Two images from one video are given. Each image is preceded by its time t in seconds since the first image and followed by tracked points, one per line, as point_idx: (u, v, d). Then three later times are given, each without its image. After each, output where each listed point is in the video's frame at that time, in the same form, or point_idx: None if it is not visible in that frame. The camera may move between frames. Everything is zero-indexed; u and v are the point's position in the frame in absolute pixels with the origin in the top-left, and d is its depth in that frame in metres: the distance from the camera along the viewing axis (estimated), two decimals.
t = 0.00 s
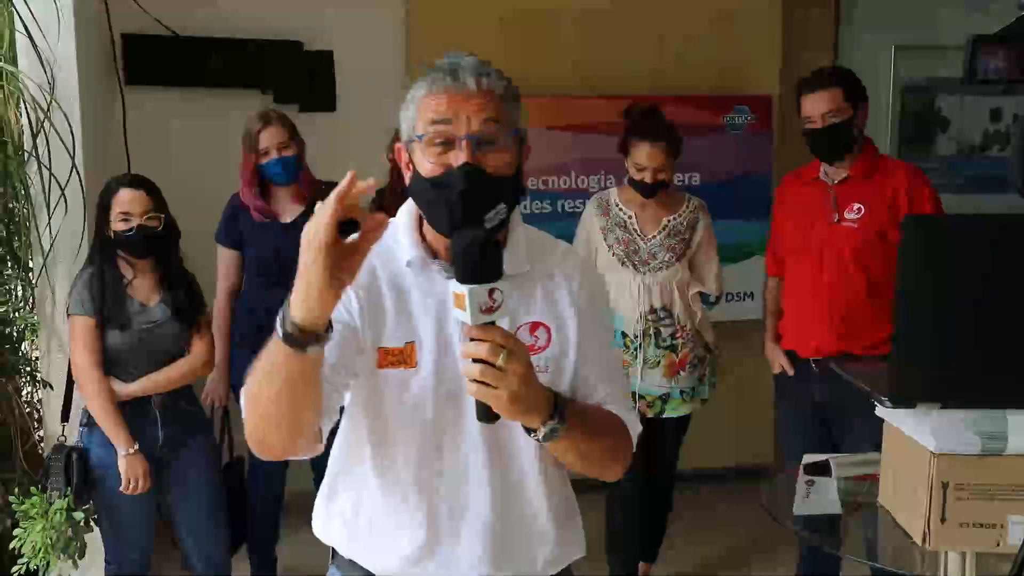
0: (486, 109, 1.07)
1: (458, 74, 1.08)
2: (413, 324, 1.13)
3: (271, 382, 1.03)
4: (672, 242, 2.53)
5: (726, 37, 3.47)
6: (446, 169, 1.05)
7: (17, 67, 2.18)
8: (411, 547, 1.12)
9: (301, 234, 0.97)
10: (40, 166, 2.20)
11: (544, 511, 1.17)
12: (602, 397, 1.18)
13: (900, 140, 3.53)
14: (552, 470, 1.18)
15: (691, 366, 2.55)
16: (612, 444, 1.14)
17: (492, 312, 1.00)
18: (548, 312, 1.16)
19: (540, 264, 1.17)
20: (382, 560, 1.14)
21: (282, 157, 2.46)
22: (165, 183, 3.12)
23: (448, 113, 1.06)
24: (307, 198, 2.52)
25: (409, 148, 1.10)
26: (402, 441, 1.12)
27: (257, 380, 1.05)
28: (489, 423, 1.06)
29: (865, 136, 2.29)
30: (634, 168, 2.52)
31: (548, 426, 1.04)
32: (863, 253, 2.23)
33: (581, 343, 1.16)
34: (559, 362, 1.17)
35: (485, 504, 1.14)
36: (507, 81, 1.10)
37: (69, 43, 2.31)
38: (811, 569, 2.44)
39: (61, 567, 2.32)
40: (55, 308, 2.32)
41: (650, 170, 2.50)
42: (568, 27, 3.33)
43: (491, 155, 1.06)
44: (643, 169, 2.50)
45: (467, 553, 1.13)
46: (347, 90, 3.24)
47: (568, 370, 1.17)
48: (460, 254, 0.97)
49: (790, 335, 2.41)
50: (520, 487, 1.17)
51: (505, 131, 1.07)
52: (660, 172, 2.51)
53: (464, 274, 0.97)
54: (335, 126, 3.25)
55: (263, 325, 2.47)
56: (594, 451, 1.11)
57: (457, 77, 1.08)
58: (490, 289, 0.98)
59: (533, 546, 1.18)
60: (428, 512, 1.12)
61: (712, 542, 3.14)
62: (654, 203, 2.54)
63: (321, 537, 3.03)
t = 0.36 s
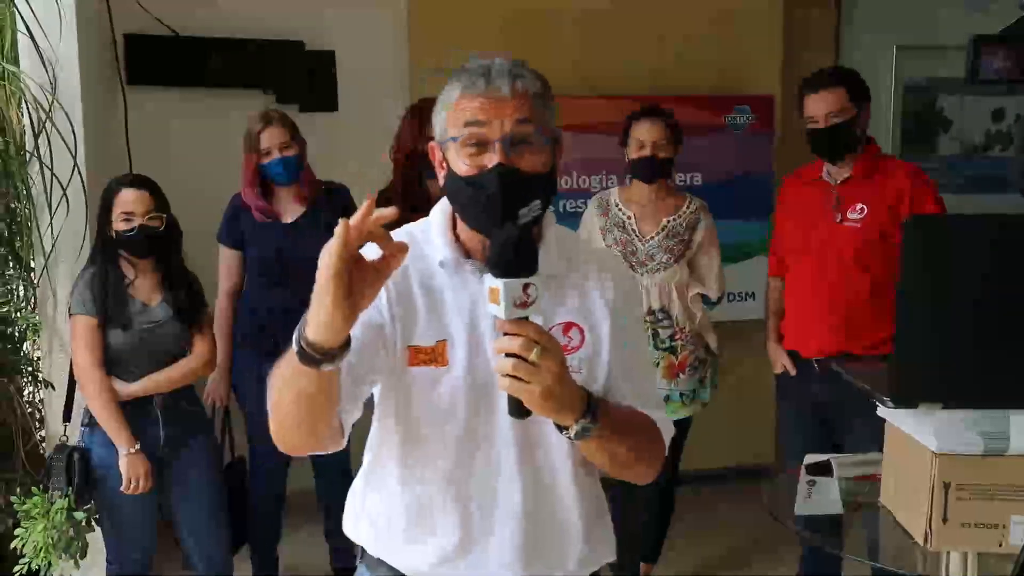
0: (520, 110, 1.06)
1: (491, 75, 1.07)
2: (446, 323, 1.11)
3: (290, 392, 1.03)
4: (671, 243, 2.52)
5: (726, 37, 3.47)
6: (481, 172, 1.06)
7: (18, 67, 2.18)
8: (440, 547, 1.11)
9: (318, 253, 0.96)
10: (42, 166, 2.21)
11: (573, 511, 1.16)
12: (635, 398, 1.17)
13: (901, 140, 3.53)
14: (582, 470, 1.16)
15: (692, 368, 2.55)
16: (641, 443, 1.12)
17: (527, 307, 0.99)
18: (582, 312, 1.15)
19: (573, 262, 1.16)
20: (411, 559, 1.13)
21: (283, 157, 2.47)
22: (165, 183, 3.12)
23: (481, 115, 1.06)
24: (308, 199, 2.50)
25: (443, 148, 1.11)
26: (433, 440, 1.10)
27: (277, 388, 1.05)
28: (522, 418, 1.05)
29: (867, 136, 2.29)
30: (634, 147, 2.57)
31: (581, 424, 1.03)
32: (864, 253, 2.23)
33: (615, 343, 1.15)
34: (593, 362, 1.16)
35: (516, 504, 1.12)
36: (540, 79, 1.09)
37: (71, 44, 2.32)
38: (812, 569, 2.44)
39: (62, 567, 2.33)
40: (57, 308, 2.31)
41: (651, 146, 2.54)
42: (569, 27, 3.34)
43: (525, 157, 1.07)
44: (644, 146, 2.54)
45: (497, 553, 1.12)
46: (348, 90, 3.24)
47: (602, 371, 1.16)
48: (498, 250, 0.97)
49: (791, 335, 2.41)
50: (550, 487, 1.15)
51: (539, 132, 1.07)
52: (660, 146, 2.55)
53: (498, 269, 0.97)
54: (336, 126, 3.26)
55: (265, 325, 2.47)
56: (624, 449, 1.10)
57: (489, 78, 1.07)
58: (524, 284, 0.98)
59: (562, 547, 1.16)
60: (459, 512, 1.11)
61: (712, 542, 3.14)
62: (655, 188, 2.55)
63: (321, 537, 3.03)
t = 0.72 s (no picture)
0: (538, 111, 1.06)
1: (510, 76, 1.08)
2: (466, 323, 1.11)
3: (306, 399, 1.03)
4: (671, 245, 2.52)
5: (725, 37, 3.47)
6: (500, 173, 1.06)
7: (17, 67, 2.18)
8: (461, 545, 1.11)
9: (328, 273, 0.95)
10: (42, 167, 2.22)
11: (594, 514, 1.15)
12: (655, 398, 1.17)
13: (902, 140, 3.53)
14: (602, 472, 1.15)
15: (694, 367, 2.56)
16: (660, 444, 1.11)
17: (547, 304, 0.98)
18: (603, 312, 1.15)
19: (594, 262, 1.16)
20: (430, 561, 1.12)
21: (284, 157, 2.46)
22: (165, 184, 3.12)
23: (499, 117, 1.06)
24: (309, 199, 2.51)
25: (462, 149, 1.11)
26: (453, 440, 1.10)
27: (294, 395, 1.05)
28: (540, 416, 1.05)
29: (868, 136, 2.28)
30: (634, 145, 2.58)
31: (599, 422, 1.03)
32: (865, 253, 2.23)
33: (635, 343, 1.15)
34: (613, 362, 1.15)
35: (534, 505, 1.11)
36: (558, 81, 1.09)
37: (71, 43, 2.31)
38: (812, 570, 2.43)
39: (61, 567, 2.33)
40: (57, 308, 2.30)
41: (651, 142, 2.55)
42: (569, 27, 3.34)
43: (543, 158, 1.06)
44: (643, 143, 2.56)
45: (515, 554, 1.12)
46: (348, 89, 3.24)
47: (622, 372, 1.15)
48: (515, 246, 0.98)
49: (792, 335, 2.41)
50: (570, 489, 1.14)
51: (558, 133, 1.07)
52: (660, 142, 2.57)
53: (517, 266, 0.98)
54: (335, 126, 3.25)
55: (265, 326, 2.47)
56: (641, 450, 1.09)
57: (508, 79, 1.08)
58: (544, 280, 0.98)
59: (582, 550, 1.15)
60: (478, 511, 1.10)
61: (712, 542, 3.13)
62: (655, 186, 2.55)
63: (321, 538, 3.02)
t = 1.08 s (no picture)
0: (547, 110, 1.06)
1: (518, 75, 1.07)
2: (472, 320, 1.11)
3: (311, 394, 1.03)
4: (674, 245, 2.52)
5: (726, 37, 3.46)
6: (510, 172, 1.07)
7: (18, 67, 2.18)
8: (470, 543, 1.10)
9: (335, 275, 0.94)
10: (42, 167, 2.18)
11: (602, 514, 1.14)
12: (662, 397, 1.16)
13: (903, 140, 3.53)
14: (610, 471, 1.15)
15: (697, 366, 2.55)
16: (666, 444, 1.11)
17: (554, 301, 0.98)
18: (611, 309, 1.15)
19: (600, 260, 1.16)
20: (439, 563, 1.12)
21: (285, 158, 2.46)
22: (165, 184, 3.12)
23: (508, 115, 1.06)
24: (310, 200, 2.51)
25: (471, 148, 1.11)
26: (459, 438, 1.10)
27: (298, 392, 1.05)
28: (544, 414, 1.05)
29: (867, 137, 2.29)
30: (633, 145, 2.55)
31: (606, 421, 1.03)
32: (867, 253, 2.23)
33: (643, 342, 1.15)
34: (621, 359, 1.15)
35: (542, 505, 1.11)
36: (567, 79, 1.09)
37: (71, 45, 2.34)
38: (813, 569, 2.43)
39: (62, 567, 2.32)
40: (57, 307, 2.32)
41: (650, 142, 2.52)
42: (569, 27, 3.33)
43: (553, 158, 1.06)
44: (642, 143, 2.53)
45: (524, 555, 1.11)
46: (349, 90, 3.24)
47: (629, 371, 1.15)
48: (526, 244, 0.97)
49: (793, 336, 2.40)
50: (578, 487, 1.14)
51: (568, 132, 1.07)
52: (658, 142, 2.54)
53: (526, 262, 0.98)
54: (337, 126, 3.25)
55: (266, 326, 2.47)
56: (646, 447, 1.08)
57: (517, 78, 1.07)
58: (551, 278, 0.97)
59: (590, 550, 1.14)
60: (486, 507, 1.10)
61: (713, 542, 3.13)
62: (655, 186, 2.54)
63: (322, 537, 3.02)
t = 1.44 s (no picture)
0: (542, 101, 1.06)
1: (513, 67, 1.07)
2: (470, 310, 1.11)
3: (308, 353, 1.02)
4: (673, 245, 2.52)
5: (727, 37, 3.46)
6: (505, 163, 1.07)
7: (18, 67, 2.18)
8: (474, 538, 1.10)
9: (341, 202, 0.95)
10: (42, 168, 2.18)
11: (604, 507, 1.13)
12: (663, 392, 1.16)
13: (903, 140, 3.53)
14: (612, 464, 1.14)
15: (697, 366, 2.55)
16: (668, 440, 1.10)
17: (544, 298, 0.98)
18: (612, 301, 1.15)
19: (601, 255, 1.16)
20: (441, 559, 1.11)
21: (286, 157, 2.47)
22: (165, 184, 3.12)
23: (503, 106, 1.06)
24: (311, 199, 2.51)
25: (466, 140, 1.11)
26: (457, 429, 1.10)
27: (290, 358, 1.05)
28: (541, 411, 1.06)
29: (867, 137, 2.30)
30: (632, 146, 2.55)
31: (604, 418, 1.03)
32: (866, 253, 2.23)
33: (644, 335, 1.15)
34: (622, 350, 1.15)
35: (543, 498, 1.10)
36: (562, 71, 1.08)
37: (71, 45, 2.34)
38: (813, 568, 2.43)
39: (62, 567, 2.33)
40: (57, 307, 2.33)
41: (649, 143, 2.52)
42: (569, 28, 3.34)
43: (548, 148, 1.07)
44: (642, 144, 2.53)
45: (526, 549, 1.11)
46: (349, 90, 3.24)
47: (630, 363, 1.15)
48: (517, 240, 0.97)
49: (793, 336, 2.40)
50: (579, 480, 1.14)
51: (563, 124, 1.07)
52: (659, 142, 2.54)
53: (519, 256, 0.97)
54: (337, 126, 3.25)
55: (265, 326, 2.47)
56: (647, 443, 1.08)
57: (511, 70, 1.07)
58: (543, 274, 0.97)
59: (593, 543, 1.13)
60: (487, 502, 1.10)
61: (714, 542, 3.13)
62: (654, 186, 2.55)
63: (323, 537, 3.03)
